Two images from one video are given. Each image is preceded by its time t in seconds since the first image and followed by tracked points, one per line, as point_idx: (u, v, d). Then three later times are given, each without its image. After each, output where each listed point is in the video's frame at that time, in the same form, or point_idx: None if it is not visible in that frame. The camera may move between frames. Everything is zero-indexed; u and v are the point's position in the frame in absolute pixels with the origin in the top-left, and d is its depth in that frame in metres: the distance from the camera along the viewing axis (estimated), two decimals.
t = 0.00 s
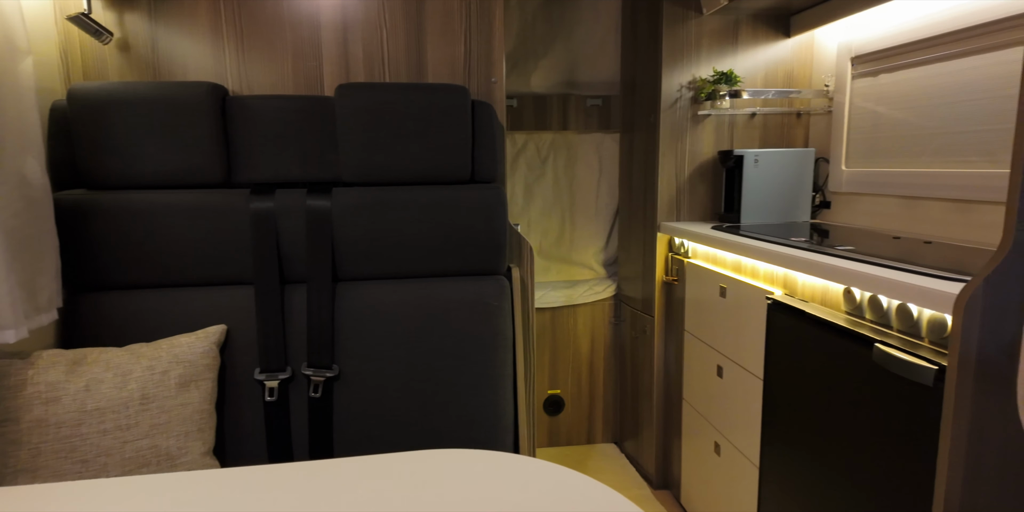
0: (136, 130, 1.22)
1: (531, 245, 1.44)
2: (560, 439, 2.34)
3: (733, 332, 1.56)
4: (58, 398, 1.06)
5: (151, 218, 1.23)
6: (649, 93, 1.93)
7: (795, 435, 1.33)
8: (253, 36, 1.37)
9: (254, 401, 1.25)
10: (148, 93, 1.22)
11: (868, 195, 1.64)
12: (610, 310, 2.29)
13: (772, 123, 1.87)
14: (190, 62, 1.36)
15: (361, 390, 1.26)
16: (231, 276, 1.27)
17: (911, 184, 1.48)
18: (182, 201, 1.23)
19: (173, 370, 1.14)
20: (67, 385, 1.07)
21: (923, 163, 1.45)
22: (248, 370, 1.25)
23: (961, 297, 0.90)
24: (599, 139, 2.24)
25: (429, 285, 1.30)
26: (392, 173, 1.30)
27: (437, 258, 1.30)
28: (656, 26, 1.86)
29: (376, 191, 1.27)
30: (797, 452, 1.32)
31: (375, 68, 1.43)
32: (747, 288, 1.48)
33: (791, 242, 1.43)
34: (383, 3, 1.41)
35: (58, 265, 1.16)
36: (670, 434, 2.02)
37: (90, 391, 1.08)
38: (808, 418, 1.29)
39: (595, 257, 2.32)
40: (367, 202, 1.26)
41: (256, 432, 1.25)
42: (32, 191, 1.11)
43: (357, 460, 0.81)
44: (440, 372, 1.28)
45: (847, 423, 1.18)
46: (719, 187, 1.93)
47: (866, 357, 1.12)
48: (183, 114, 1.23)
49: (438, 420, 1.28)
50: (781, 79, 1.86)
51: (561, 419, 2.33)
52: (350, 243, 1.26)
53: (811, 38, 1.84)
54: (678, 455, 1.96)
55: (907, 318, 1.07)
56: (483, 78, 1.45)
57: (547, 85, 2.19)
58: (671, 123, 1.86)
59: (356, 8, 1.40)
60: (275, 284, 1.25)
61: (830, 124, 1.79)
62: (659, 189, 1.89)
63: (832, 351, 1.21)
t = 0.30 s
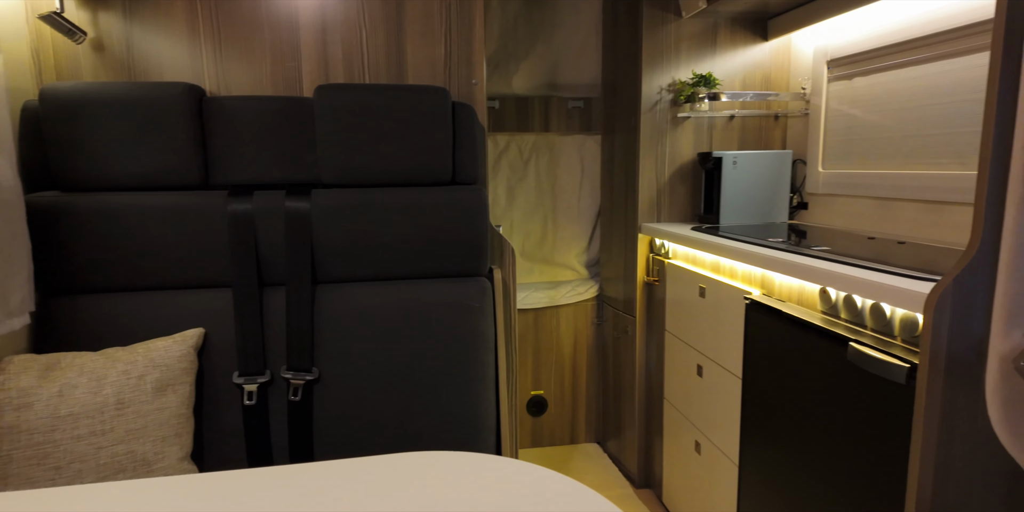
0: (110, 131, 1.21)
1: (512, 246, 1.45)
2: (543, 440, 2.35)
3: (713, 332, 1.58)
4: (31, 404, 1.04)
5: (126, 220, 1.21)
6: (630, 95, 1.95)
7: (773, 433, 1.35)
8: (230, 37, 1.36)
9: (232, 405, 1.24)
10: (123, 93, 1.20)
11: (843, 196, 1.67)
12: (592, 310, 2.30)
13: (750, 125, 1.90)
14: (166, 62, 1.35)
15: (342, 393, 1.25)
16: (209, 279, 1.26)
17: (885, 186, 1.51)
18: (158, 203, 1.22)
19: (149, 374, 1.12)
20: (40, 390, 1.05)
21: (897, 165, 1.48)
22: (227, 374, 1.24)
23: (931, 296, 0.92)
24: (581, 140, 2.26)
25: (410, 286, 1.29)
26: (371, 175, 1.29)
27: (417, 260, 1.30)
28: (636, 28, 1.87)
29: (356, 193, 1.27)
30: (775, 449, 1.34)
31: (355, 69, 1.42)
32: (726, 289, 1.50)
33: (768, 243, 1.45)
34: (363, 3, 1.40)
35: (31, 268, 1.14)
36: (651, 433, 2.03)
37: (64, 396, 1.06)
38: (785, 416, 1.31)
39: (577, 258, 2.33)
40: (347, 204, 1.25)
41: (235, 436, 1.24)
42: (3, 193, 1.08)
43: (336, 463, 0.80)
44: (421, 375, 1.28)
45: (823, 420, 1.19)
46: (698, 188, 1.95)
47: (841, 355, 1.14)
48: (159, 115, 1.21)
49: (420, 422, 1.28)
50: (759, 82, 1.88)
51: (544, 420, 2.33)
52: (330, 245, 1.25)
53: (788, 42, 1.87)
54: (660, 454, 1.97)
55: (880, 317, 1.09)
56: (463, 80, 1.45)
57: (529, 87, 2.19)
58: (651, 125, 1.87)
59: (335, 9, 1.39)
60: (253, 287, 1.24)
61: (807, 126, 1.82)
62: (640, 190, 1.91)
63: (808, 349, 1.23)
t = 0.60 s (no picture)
0: (87, 131, 1.19)
1: (495, 247, 1.45)
2: (528, 441, 2.35)
3: (696, 332, 1.59)
4: (3, 408, 1.00)
5: (104, 221, 1.20)
6: (613, 97, 1.96)
7: (755, 432, 1.36)
8: (210, 36, 1.35)
9: (213, 408, 1.22)
10: (100, 93, 1.18)
11: (824, 197, 1.69)
12: (577, 311, 2.31)
13: (732, 127, 1.92)
14: (144, 62, 1.33)
15: (323, 395, 1.24)
16: (189, 280, 1.24)
17: (864, 187, 1.53)
18: (136, 205, 1.20)
19: (127, 377, 1.10)
20: (12, 395, 1.02)
21: (875, 166, 1.50)
22: (207, 377, 1.22)
23: (907, 292, 0.93)
24: (565, 141, 2.26)
25: (392, 288, 1.29)
26: (354, 176, 1.28)
27: (400, 261, 1.30)
28: (620, 30, 1.88)
29: (338, 194, 1.26)
30: (757, 448, 1.35)
31: (337, 69, 1.42)
32: (708, 289, 1.51)
33: (749, 243, 1.47)
34: (345, 4, 1.40)
35: (4, 270, 1.12)
36: (636, 433, 2.04)
37: (38, 400, 1.02)
38: (766, 415, 1.32)
39: (562, 259, 2.34)
40: (328, 205, 1.24)
41: (216, 440, 1.22)
42: None
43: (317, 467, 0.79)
44: (404, 376, 1.27)
45: (803, 419, 1.21)
46: (682, 189, 1.96)
47: (819, 354, 1.15)
48: (137, 115, 1.20)
49: (403, 424, 1.27)
50: (741, 84, 1.90)
51: (530, 420, 2.34)
52: (311, 246, 1.25)
53: (769, 44, 1.89)
54: (644, 453, 1.98)
55: (857, 316, 1.11)
56: (446, 80, 1.45)
57: (513, 88, 2.20)
58: (634, 127, 1.89)
59: (316, 9, 1.38)
60: (233, 288, 1.23)
61: (788, 128, 1.84)
62: (623, 192, 1.92)
63: (788, 348, 1.25)
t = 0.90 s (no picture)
0: (67, 131, 1.17)
1: (483, 248, 1.45)
2: (517, 441, 2.36)
3: (683, 332, 1.60)
4: None
5: (85, 223, 1.18)
6: (600, 98, 1.97)
7: (741, 431, 1.37)
8: (194, 35, 1.33)
9: (197, 411, 1.21)
10: (81, 92, 1.17)
11: (808, 197, 1.71)
12: (565, 311, 2.31)
13: (718, 128, 1.93)
14: (126, 61, 1.32)
15: (310, 398, 1.23)
16: (172, 282, 1.23)
17: (847, 187, 1.55)
18: (118, 206, 1.19)
19: (109, 381, 1.09)
20: None
21: (858, 167, 1.52)
22: (191, 380, 1.21)
23: (889, 295, 0.94)
24: (553, 142, 2.27)
25: (379, 289, 1.28)
26: (339, 176, 1.28)
27: (386, 262, 1.29)
28: (606, 31, 1.89)
29: (323, 194, 1.25)
30: (743, 446, 1.36)
31: (322, 70, 1.41)
32: (695, 289, 1.52)
33: (734, 243, 1.48)
34: (330, 3, 1.39)
35: None
36: (623, 432, 2.05)
37: (18, 404, 1.00)
38: (752, 414, 1.33)
39: (550, 259, 2.35)
40: (313, 206, 1.24)
41: (200, 443, 1.21)
42: None
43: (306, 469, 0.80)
44: (391, 378, 1.27)
45: (788, 417, 1.22)
46: (668, 189, 1.98)
47: (804, 353, 1.17)
48: (119, 115, 1.18)
49: (390, 426, 1.27)
50: (727, 85, 1.92)
51: (518, 421, 2.34)
52: (297, 247, 1.24)
53: (753, 46, 1.91)
54: (632, 453, 1.99)
55: (840, 316, 1.12)
56: (433, 81, 1.45)
57: (500, 89, 2.20)
58: (621, 128, 1.90)
59: (302, 9, 1.37)
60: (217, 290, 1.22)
61: (773, 129, 1.86)
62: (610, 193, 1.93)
63: (772, 348, 1.26)
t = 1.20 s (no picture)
0: (47, 133, 1.16)
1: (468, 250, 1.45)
2: (504, 442, 2.36)
3: (667, 333, 1.61)
4: None
5: (66, 226, 1.17)
6: (586, 100, 1.98)
7: (725, 431, 1.38)
8: (176, 37, 1.32)
9: (180, 416, 1.20)
10: (61, 94, 1.16)
11: (791, 199, 1.73)
12: (552, 312, 2.32)
13: (702, 131, 1.95)
14: (108, 62, 1.31)
15: (294, 401, 1.23)
16: (155, 285, 1.22)
17: (829, 189, 1.57)
18: (100, 209, 1.18)
19: (91, 385, 1.07)
20: None
21: (839, 170, 1.54)
22: (174, 384, 1.20)
23: (866, 296, 0.95)
24: (539, 144, 2.28)
25: (364, 291, 1.28)
26: (323, 179, 1.28)
27: (371, 265, 1.29)
28: (592, 34, 1.90)
29: (307, 197, 1.25)
30: (726, 447, 1.38)
31: (306, 72, 1.41)
32: (679, 290, 1.54)
33: (718, 245, 1.50)
34: (314, 5, 1.39)
35: None
36: (610, 433, 2.06)
37: None
38: (734, 414, 1.34)
39: (538, 261, 2.36)
40: (297, 208, 1.23)
41: (183, 448, 1.20)
42: None
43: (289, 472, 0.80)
44: (376, 381, 1.26)
45: (769, 417, 1.24)
46: (654, 191, 1.99)
47: (784, 354, 1.18)
48: (100, 118, 1.17)
49: (375, 429, 1.27)
50: (711, 88, 1.94)
51: (506, 422, 2.35)
52: (281, 250, 1.23)
53: (737, 49, 1.93)
54: (618, 453, 2.01)
55: (820, 317, 1.13)
56: (418, 83, 1.45)
57: (487, 91, 2.20)
58: (607, 130, 1.91)
59: (285, 11, 1.37)
60: (200, 294, 1.21)
61: (756, 132, 1.88)
62: (596, 195, 1.94)
63: (754, 349, 1.27)
